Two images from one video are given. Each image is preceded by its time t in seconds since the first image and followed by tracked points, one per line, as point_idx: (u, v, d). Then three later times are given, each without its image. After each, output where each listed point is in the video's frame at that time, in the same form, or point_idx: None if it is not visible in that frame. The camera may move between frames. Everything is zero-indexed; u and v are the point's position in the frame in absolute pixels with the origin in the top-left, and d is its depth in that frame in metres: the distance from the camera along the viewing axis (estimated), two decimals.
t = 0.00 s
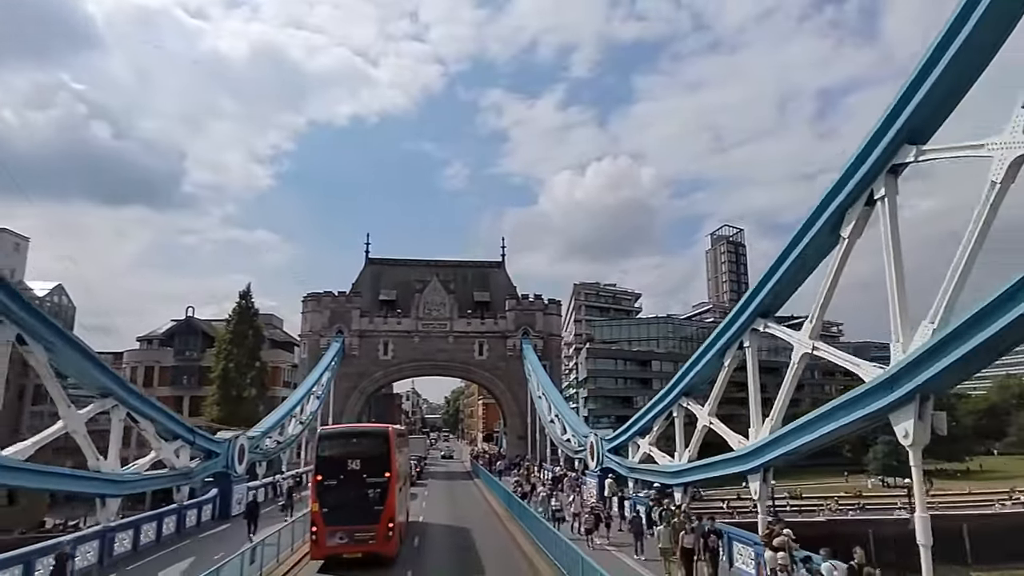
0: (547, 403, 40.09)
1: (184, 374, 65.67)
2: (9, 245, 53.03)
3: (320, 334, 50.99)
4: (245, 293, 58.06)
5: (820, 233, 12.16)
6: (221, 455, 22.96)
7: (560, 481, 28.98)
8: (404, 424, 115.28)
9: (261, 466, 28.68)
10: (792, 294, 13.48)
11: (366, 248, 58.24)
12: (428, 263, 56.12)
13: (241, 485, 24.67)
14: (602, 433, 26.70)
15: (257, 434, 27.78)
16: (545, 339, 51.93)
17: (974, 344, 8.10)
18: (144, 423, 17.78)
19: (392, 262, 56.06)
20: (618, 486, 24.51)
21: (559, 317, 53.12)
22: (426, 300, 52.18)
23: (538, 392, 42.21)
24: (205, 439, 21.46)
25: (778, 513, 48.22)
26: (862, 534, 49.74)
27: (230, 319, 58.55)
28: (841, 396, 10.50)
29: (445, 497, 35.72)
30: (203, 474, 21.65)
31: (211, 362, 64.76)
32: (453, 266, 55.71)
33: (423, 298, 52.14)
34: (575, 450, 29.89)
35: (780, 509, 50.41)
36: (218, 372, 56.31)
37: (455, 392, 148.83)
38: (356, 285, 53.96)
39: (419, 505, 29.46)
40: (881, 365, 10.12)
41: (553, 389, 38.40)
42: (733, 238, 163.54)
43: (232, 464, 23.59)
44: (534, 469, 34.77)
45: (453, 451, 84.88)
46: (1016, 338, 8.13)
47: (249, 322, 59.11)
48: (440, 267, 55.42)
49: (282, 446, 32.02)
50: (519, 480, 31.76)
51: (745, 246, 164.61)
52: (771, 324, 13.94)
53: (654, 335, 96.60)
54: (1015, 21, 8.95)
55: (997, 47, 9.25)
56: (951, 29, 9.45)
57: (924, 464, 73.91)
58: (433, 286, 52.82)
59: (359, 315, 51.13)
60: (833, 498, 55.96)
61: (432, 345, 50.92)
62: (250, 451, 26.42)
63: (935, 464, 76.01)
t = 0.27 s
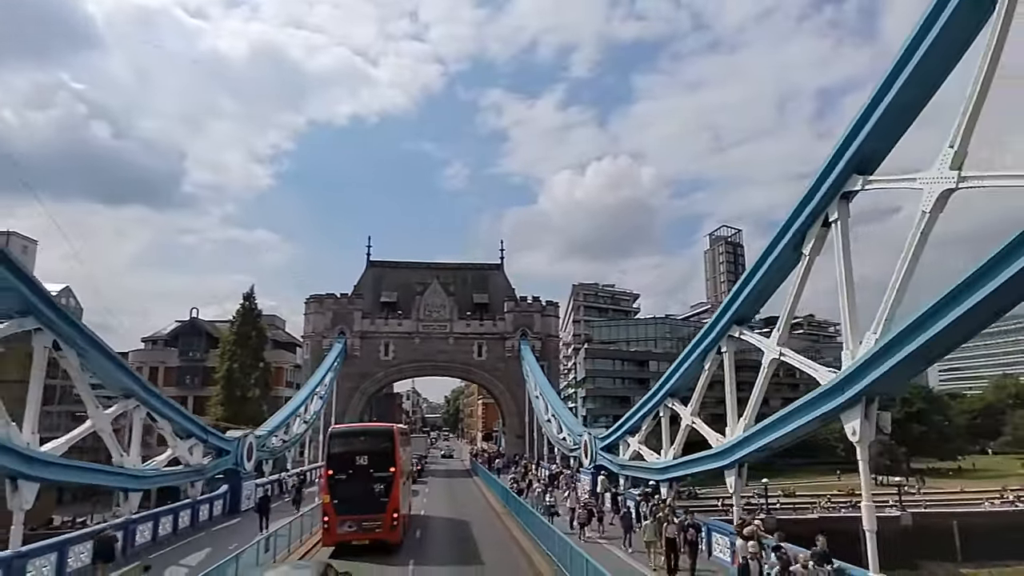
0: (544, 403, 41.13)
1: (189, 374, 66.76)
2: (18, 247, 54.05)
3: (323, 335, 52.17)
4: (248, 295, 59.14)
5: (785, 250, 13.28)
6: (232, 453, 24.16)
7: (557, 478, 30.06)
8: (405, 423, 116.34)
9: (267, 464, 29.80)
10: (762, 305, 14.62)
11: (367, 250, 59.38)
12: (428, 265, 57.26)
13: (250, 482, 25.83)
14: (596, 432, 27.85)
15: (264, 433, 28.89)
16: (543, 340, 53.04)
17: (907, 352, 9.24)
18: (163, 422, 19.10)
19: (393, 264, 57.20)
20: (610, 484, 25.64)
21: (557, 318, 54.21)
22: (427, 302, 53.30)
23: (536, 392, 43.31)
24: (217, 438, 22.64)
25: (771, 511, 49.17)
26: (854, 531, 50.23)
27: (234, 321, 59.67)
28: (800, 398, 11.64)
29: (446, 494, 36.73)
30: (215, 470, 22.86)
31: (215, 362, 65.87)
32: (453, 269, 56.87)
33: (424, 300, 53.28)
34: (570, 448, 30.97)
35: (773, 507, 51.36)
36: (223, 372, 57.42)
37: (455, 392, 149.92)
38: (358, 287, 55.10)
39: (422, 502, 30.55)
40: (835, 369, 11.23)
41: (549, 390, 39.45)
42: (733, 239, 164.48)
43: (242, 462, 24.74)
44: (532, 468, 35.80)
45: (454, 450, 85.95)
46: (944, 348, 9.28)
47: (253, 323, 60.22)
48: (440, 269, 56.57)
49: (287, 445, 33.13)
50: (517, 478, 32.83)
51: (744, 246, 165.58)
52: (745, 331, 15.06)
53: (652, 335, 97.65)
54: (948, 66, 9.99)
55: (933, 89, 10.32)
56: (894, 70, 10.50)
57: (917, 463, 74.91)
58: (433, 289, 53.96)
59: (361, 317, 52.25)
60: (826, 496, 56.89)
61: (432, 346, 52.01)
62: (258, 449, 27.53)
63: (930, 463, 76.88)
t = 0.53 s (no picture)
0: (536, 400, 42.22)
1: (187, 372, 67.59)
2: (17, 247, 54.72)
3: (321, 334, 53.23)
4: (246, 294, 59.99)
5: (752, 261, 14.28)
6: (235, 448, 25.21)
7: (548, 473, 31.19)
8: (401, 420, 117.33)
9: (268, 459, 30.83)
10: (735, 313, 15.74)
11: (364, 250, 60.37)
12: (424, 265, 58.28)
13: (252, 476, 26.87)
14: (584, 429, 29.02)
15: (265, 429, 29.92)
16: (536, 339, 54.17)
17: (850, 358, 10.28)
18: (171, 419, 20.24)
19: (389, 264, 58.21)
20: (599, 479, 26.78)
21: (550, 318, 55.32)
22: (422, 301, 54.34)
23: (528, 390, 44.47)
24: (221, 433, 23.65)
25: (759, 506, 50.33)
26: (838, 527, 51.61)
27: (232, 319, 60.55)
28: (762, 399, 12.79)
29: (441, 489, 37.76)
30: (220, 465, 23.90)
31: (214, 360, 66.75)
32: (448, 269, 57.93)
33: (419, 299, 54.32)
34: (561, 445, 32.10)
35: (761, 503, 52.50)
36: (221, 370, 58.33)
37: (450, 389, 150.94)
38: (355, 287, 56.11)
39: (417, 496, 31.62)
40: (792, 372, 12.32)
41: (541, 388, 40.54)
42: (726, 238, 165.79)
43: (244, 457, 25.76)
44: (524, 464, 36.88)
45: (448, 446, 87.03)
46: (880, 356, 10.40)
47: (250, 322, 61.11)
48: (435, 270, 57.63)
49: (286, 441, 34.14)
50: (509, 474, 33.91)
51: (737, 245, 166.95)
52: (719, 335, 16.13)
53: (644, 333, 98.89)
54: (892, 98, 10.88)
55: (876, 123, 11.31)
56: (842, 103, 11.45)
57: (904, 459, 76.38)
58: (428, 288, 55.01)
59: (357, 316, 53.23)
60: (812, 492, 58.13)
61: (427, 345, 53.04)
62: (259, 445, 28.58)
63: (916, 460, 78.29)
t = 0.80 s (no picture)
0: (502, 395, 43.32)
1: (151, 365, 66.96)
2: None
3: (290, 328, 53.57)
4: (214, 287, 59.78)
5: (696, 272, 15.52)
6: (206, 441, 25.77)
7: (512, 465, 32.35)
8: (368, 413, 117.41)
9: (237, 452, 31.35)
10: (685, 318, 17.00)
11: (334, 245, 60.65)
12: (394, 261, 58.87)
13: (223, 468, 27.43)
14: (547, 423, 30.24)
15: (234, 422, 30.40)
16: (504, 335, 55.31)
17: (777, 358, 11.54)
18: (144, 413, 20.77)
19: (359, 260, 58.66)
20: (560, 471, 28.04)
21: (517, 314, 56.49)
22: (392, 297, 54.97)
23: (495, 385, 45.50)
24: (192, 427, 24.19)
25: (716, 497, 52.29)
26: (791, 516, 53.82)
27: (199, 312, 60.22)
28: (703, 396, 14.06)
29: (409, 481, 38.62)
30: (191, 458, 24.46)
31: (180, 353, 66.28)
32: (417, 265, 58.65)
33: (388, 295, 54.94)
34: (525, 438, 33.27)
35: (718, 494, 54.43)
36: (188, 363, 58.10)
37: (418, 382, 151.24)
38: (324, 282, 56.47)
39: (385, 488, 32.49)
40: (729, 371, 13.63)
41: (507, 383, 41.68)
42: (692, 236, 169.09)
43: (215, 450, 26.32)
44: (490, 456, 37.98)
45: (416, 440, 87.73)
46: (803, 357, 11.70)
47: (218, 315, 60.89)
48: (405, 266, 58.28)
49: (255, 434, 34.60)
50: (474, 466, 34.99)
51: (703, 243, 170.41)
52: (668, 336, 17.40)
53: (611, 329, 100.83)
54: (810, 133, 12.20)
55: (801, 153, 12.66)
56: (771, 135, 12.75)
57: (855, 452, 79.71)
58: (398, 284, 55.66)
59: (327, 310, 53.61)
60: (768, 483, 60.38)
61: (396, 340, 53.70)
62: (228, 438, 29.09)
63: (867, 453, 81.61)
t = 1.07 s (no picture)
0: (466, 391, 44.20)
1: (110, 360, 65.84)
2: None
3: (254, 324, 53.64)
4: (176, 283, 59.18)
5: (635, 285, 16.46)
6: (170, 437, 26.13)
7: (474, 460, 33.29)
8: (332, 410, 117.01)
9: (200, 447, 31.58)
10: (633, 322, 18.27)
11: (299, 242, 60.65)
12: (359, 259, 59.19)
13: (187, 463, 27.71)
14: (508, 420, 31.33)
15: (198, 418, 30.65)
16: (468, 333, 56.21)
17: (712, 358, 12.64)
18: (110, 409, 21.10)
19: (324, 257, 58.82)
20: (520, 465, 29.13)
21: (482, 313, 57.45)
22: (357, 294, 55.32)
23: (459, 382, 46.41)
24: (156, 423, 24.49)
25: (673, 490, 54.12)
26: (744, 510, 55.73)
27: (160, 308, 59.53)
28: (646, 394, 15.21)
29: (373, 476, 39.17)
30: (156, 453, 24.77)
31: (140, 350, 65.40)
32: (383, 264, 59.08)
33: (353, 292, 55.26)
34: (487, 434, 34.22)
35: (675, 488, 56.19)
36: (148, 359, 57.44)
37: (383, 379, 150.97)
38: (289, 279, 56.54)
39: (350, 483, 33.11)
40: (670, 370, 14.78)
41: (471, 380, 42.56)
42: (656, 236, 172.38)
43: (178, 446, 26.61)
44: (453, 452, 38.85)
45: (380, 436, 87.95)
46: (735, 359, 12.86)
47: (179, 311, 60.26)
48: (370, 263, 58.67)
49: (219, 430, 34.81)
50: (438, 461, 35.86)
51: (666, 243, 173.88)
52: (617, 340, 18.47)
53: (575, 327, 102.52)
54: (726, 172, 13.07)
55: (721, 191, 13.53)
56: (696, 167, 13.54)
57: (807, 447, 82.91)
58: (363, 282, 56.03)
59: (291, 308, 53.68)
60: (723, 477, 62.54)
61: (360, 337, 54.08)
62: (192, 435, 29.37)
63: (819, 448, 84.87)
